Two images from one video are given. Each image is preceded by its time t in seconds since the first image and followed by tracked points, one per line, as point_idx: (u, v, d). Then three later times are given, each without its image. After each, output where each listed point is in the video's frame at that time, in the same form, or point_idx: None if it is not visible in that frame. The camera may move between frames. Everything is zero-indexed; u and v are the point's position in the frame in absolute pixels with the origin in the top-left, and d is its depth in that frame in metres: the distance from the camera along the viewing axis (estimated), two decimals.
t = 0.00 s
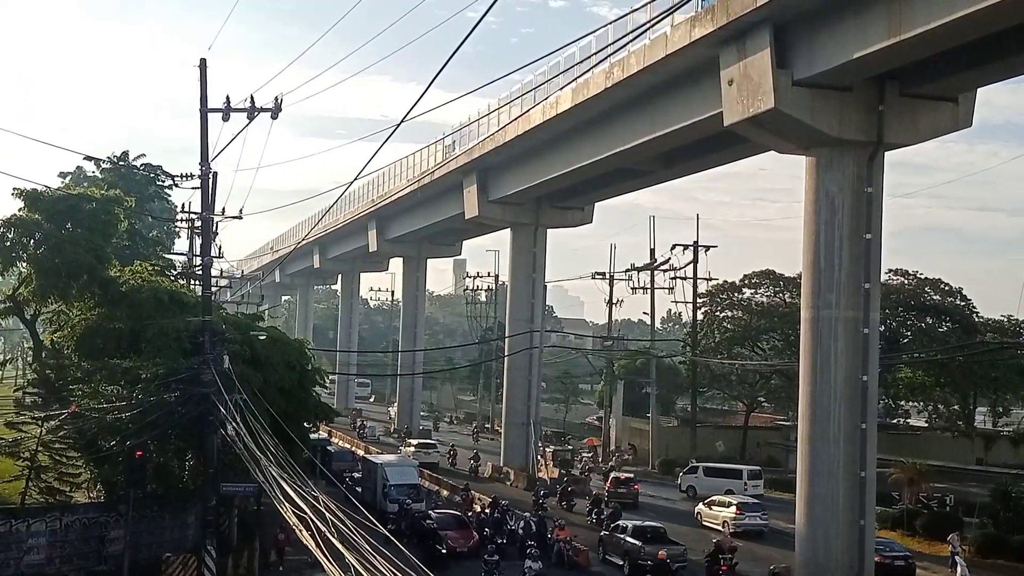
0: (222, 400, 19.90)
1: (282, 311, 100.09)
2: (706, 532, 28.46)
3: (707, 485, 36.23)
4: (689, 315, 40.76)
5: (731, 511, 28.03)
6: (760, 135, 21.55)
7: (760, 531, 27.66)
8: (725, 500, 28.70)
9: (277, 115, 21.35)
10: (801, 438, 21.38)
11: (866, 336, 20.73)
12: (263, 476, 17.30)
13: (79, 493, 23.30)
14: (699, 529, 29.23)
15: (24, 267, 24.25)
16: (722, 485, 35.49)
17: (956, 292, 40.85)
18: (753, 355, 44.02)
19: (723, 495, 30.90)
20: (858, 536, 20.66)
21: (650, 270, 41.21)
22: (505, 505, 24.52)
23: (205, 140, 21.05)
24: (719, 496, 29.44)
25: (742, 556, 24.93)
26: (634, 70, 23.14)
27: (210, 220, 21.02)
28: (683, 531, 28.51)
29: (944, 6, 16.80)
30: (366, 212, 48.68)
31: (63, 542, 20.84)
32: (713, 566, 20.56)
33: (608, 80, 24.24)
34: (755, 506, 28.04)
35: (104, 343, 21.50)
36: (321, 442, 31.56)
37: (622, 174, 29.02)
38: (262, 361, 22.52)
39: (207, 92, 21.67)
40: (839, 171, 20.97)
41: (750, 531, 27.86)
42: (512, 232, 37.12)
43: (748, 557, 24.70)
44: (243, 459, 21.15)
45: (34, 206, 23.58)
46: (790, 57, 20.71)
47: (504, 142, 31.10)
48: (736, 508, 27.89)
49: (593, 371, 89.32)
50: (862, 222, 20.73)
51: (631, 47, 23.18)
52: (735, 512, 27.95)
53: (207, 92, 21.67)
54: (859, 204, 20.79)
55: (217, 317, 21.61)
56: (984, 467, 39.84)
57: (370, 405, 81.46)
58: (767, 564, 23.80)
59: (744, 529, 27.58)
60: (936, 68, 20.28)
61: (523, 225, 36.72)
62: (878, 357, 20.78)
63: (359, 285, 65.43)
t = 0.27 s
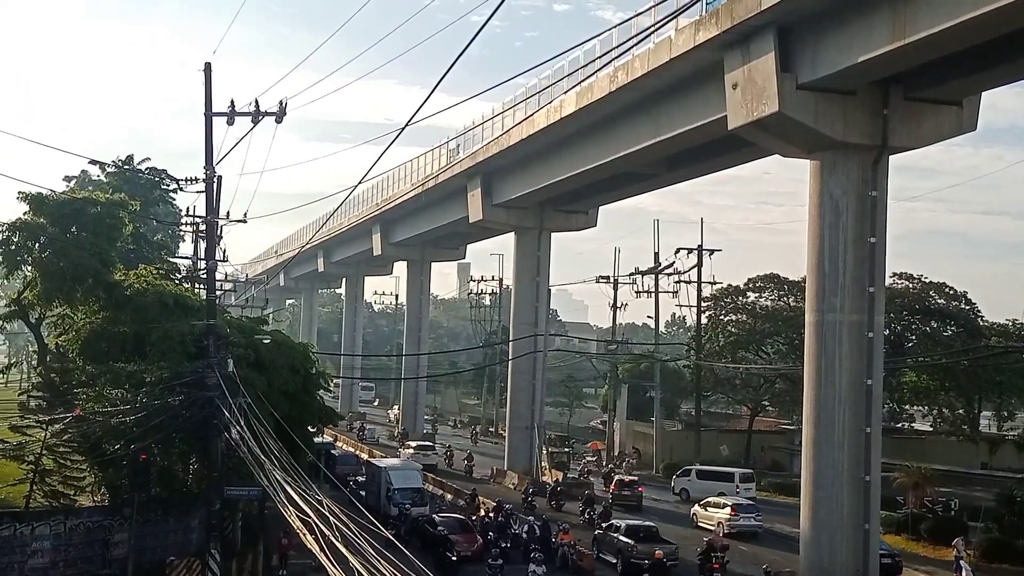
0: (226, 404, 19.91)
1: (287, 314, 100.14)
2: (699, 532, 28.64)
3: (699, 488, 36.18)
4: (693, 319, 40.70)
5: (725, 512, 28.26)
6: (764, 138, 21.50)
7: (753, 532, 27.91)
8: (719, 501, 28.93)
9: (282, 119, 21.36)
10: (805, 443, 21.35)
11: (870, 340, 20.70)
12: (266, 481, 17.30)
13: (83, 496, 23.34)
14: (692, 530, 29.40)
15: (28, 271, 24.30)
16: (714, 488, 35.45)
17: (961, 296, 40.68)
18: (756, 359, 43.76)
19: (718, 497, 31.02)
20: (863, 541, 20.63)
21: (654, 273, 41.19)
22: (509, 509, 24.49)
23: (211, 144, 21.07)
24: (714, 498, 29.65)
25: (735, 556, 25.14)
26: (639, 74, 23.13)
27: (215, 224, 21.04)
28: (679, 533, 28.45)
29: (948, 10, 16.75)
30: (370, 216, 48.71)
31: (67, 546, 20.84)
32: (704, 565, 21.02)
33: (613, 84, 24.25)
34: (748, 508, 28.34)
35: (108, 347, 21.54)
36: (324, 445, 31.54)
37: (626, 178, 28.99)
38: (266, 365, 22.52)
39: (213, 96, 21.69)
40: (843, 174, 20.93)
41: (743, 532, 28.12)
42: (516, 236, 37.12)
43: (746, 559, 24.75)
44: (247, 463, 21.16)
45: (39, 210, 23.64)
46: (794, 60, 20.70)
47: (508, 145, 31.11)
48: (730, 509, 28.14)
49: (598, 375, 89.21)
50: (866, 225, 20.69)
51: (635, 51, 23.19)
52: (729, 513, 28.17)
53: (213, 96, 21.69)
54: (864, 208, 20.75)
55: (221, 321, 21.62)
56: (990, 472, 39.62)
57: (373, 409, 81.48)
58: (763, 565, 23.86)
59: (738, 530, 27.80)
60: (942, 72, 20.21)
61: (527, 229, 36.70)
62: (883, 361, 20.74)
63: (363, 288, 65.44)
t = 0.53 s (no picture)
0: (228, 408, 19.94)
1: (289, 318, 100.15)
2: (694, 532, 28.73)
3: (693, 490, 36.06)
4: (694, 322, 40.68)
5: (721, 514, 28.28)
6: (767, 142, 21.49)
7: (747, 533, 27.97)
8: (715, 502, 28.94)
9: (284, 123, 21.35)
10: (807, 447, 21.35)
11: (872, 343, 20.67)
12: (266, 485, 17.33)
13: (87, 501, 23.36)
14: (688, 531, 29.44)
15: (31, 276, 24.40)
16: (708, 491, 35.31)
17: (963, 299, 40.46)
18: (758, 364, 44.01)
19: (713, 498, 31.15)
20: (865, 545, 20.61)
21: (656, 277, 41.14)
22: (511, 512, 24.48)
23: (213, 148, 21.05)
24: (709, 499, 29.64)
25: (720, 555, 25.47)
26: (640, 78, 23.13)
27: (217, 229, 21.03)
28: (673, 534, 28.74)
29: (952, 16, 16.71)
30: (372, 220, 48.72)
31: (69, 551, 20.84)
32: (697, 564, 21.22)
33: (614, 88, 24.29)
34: (744, 510, 28.35)
35: (111, 352, 21.57)
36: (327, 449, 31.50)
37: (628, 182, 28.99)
38: (268, 369, 22.51)
39: (214, 101, 21.69)
40: (845, 177, 20.91)
41: (738, 533, 28.14)
42: (517, 240, 37.09)
43: (743, 560, 24.82)
44: (249, 467, 21.18)
45: (42, 215, 23.70)
46: (797, 64, 20.69)
47: (510, 149, 31.14)
48: (725, 511, 28.19)
49: (600, 379, 89.06)
50: (869, 229, 20.67)
51: (636, 55, 23.22)
52: (724, 515, 28.21)
53: (215, 101, 21.69)
54: (867, 211, 20.73)
55: (223, 325, 21.63)
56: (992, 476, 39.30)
57: (376, 413, 81.44)
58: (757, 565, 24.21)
59: (732, 532, 27.84)
60: (945, 75, 20.17)
61: (529, 232, 36.72)
62: (885, 365, 20.73)
63: (363, 292, 65.45)
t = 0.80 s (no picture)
0: (250, 401, 21.57)
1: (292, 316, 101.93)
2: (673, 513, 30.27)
3: (671, 477, 37.57)
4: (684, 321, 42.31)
5: (698, 498, 29.85)
6: (751, 155, 23.10)
7: (724, 516, 29.55)
8: (694, 487, 30.53)
9: (301, 137, 22.97)
10: (788, 438, 22.95)
11: (847, 341, 22.27)
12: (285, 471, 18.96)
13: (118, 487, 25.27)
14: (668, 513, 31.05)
15: (66, 278, 26.16)
16: (684, 477, 36.80)
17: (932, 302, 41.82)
18: (743, 359, 45.44)
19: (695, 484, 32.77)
20: (841, 529, 22.20)
21: (649, 278, 42.75)
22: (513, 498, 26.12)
23: (235, 160, 22.68)
24: (690, 484, 31.25)
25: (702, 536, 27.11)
26: (632, 95, 24.75)
27: (239, 236, 22.68)
28: (653, 515, 30.44)
29: (915, 44, 18.39)
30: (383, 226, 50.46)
31: (102, 533, 22.96)
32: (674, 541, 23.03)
33: (608, 103, 25.88)
34: (721, 495, 29.88)
35: (141, 349, 23.25)
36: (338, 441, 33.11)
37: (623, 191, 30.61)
38: (287, 365, 24.15)
39: (237, 116, 23.33)
40: (823, 189, 22.54)
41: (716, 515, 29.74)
42: (518, 243, 38.69)
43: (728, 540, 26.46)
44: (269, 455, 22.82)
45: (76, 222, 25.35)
46: (779, 82, 22.29)
47: (511, 159, 32.73)
48: (704, 495, 29.71)
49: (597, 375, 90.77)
50: (844, 236, 22.30)
51: (629, 73, 24.81)
52: (703, 498, 29.78)
53: (237, 117, 23.33)
54: (842, 220, 22.36)
55: (245, 325, 23.27)
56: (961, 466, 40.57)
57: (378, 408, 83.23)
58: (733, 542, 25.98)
59: (709, 514, 29.44)
60: (915, 92, 21.77)
61: (529, 238, 38.25)
62: (860, 362, 22.32)
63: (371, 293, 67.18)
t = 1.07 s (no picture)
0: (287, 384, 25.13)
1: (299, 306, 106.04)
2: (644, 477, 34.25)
3: (641, 450, 41.40)
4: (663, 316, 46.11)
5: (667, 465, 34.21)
6: (719, 173, 26.72)
7: (690, 481, 33.92)
8: (664, 458, 34.87)
9: (331, 157, 26.58)
10: (752, 417, 26.56)
11: (802, 334, 25.83)
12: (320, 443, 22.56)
13: (173, 459, 29.05)
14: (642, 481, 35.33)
15: (129, 278, 29.82)
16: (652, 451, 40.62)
17: (873, 301, 48.50)
18: (708, 348, 49.41)
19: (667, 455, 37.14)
20: (796, 495, 25.79)
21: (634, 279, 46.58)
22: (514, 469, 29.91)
23: (275, 177, 26.30)
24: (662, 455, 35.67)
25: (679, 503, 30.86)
26: (617, 121, 28.36)
27: (279, 243, 26.35)
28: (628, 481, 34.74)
29: (848, 81, 22.28)
30: (404, 235, 54.12)
31: (159, 499, 26.81)
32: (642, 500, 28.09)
33: (597, 127, 29.48)
34: (687, 466, 34.19)
35: (194, 341, 26.99)
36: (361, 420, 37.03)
37: (612, 204, 34.29)
38: (319, 354, 27.85)
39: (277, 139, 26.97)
40: (782, 203, 26.15)
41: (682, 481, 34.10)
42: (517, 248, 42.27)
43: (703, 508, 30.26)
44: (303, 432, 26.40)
45: (138, 230, 29.10)
46: (744, 110, 25.85)
47: (512, 175, 36.43)
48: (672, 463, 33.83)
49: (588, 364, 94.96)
50: (800, 243, 25.89)
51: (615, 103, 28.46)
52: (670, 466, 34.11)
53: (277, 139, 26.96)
54: (798, 230, 25.97)
55: (282, 320, 27.02)
56: (900, 441, 45.58)
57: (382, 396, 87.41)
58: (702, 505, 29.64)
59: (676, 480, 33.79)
60: (860, 120, 25.39)
61: (527, 245, 41.75)
62: (813, 351, 25.85)
63: (397, 294, 71.52)
